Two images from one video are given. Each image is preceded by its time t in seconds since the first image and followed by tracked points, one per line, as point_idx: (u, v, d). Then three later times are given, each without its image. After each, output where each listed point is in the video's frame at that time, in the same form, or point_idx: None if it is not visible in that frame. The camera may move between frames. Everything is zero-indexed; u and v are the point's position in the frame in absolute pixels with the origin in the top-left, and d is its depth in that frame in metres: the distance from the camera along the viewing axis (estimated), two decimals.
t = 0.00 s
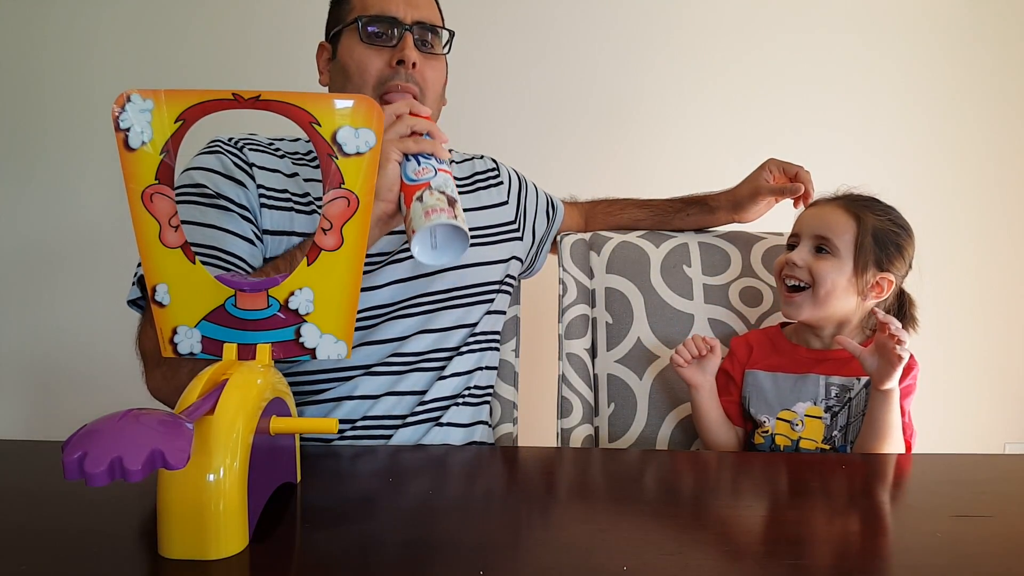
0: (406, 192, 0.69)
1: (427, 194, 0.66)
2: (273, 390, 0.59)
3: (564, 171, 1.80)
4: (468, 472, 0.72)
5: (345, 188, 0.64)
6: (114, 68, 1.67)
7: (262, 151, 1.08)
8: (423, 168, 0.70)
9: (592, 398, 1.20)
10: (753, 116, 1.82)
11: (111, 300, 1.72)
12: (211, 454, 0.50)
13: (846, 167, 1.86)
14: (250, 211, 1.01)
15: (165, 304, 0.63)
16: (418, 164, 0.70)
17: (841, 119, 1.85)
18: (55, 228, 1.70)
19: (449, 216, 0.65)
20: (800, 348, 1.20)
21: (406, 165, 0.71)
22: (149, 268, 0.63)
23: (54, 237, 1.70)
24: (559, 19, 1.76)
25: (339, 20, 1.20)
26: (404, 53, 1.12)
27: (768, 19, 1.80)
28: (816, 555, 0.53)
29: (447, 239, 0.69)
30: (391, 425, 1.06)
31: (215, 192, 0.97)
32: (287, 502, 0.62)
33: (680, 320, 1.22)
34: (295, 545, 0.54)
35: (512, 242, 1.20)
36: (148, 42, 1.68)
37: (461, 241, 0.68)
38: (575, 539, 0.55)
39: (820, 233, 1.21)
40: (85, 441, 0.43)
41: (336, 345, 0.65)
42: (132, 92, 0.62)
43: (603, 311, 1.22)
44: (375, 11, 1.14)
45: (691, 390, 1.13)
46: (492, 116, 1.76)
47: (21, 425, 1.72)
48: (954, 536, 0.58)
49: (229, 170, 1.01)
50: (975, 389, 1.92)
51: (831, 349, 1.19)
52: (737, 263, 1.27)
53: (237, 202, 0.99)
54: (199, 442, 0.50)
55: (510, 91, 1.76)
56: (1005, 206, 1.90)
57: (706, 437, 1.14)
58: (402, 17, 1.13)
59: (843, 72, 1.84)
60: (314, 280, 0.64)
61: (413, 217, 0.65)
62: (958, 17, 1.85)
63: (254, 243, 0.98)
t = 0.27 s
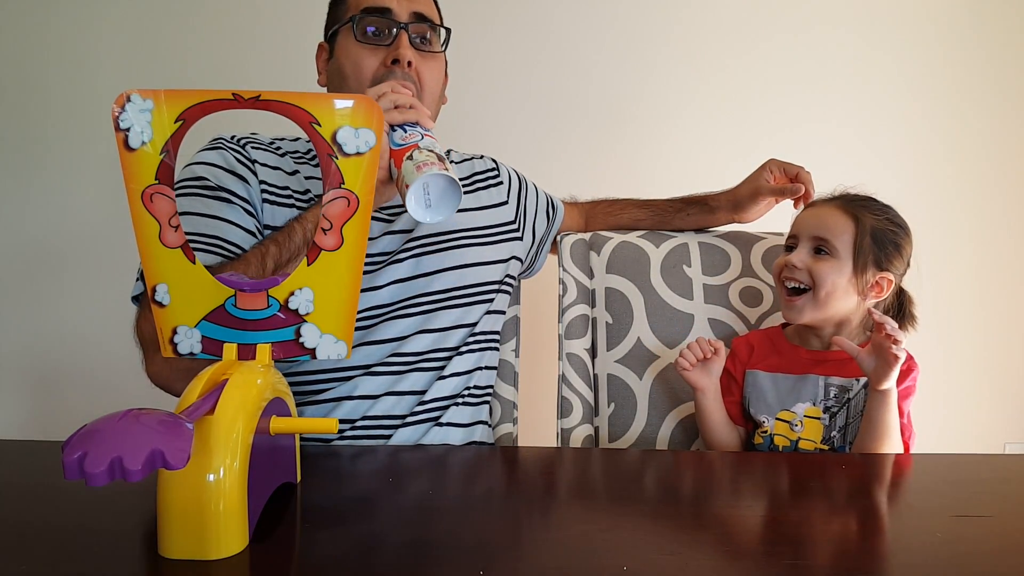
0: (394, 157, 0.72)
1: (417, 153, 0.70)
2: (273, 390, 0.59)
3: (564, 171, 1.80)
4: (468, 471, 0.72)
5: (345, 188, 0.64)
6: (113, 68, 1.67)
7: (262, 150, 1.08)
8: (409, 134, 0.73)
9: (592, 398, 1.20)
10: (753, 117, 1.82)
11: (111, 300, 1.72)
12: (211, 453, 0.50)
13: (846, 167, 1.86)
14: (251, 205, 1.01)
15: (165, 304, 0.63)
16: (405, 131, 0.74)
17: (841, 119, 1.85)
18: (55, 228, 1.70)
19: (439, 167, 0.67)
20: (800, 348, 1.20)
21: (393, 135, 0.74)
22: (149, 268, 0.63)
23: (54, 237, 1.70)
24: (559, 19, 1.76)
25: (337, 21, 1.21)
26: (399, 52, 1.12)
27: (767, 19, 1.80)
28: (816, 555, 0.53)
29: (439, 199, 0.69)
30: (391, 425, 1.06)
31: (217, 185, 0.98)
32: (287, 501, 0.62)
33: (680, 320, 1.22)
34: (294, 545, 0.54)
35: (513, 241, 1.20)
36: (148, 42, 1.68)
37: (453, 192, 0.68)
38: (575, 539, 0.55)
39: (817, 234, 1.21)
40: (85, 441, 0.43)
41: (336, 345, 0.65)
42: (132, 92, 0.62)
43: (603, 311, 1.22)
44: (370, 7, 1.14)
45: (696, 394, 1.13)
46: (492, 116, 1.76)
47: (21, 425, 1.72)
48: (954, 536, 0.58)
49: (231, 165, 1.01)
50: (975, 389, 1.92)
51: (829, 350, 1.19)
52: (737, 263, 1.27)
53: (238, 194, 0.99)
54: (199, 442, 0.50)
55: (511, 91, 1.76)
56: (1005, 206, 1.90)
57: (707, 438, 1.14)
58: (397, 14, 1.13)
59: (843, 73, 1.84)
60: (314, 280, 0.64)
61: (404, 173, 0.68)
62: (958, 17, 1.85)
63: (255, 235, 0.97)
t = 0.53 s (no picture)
0: (394, 156, 0.73)
1: (417, 151, 0.70)
2: (273, 390, 0.59)
3: (564, 171, 1.80)
4: (468, 472, 0.72)
5: (345, 187, 0.64)
6: (113, 67, 1.67)
7: (262, 150, 1.08)
8: (408, 133, 0.74)
9: (592, 398, 1.20)
10: (753, 116, 1.82)
11: (111, 300, 1.72)
12: (211, 454, 0.50)
13: (846, 166, 1.85)
14: (250, 204, 1.01)
15: (165, 304, 0.63)
16: (404, 130, 0.74)
17: (841, 120, 1.85)
18: (55, 228, 1.70)
19: (438, 165, 0.67)
20: (799, 349, 1.20)
21: (391, 134, 0.74)
22: (149, 268, 0.63)
23: (54, 237, 1.70)
24: (559, 19, 1.75)
25: (336, 23, 1.21)
26: (393, 61, 1.12)
27: (767, 19, 1.80)
28: (815, 555, 0.53)
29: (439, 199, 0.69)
30: (391, 425, 1.06)
31: (216, 185, 0.98)
32: (287, 502, 0.62)
33: (679, 320, 1.22)
34: (294, 545, 0.54)
35: (513, 241, 1.20)
36: (147, 42, 1.67)
37: (452, 190, 0.68)
38: (575, 540, 0.55)
39: (818, 232, 1.21)
40: (85, 441, 0.43)
41: (337, 345, 0.65)
42: (132, 92, 0.62)
43: (603, 311, 1.22)
44: (366, 15, 1.15)
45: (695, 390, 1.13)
46: (492, 116, 1.76)
47: (22, 425, 1.72)
48: (954, 536, 0.58)
49: (230, 165, 1.01)
50: (975, 389, 1.92)
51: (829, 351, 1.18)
52: (737, 262, 1.27)
53: (237, 194, 0.99)
54: (199, 442, 0.50)
55: (511, 91, 1.76)
56: (1005, 206, 1.90)
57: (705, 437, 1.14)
58: (393, 22, 1.15)
59: (843, 72, 1.84)
60: (314, 280, 0.64)
61: (402, 170, 0.69)
62: (957, 17, 1.85)
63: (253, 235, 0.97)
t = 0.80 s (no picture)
0: (393, 157, 0.73)
1: (415, 151, 0.71)
2: (273, 390, 0.59)
3: (564, 170, 1.80)
4: (468, 472, 0.72)
5: (345, 187, 0.64)
6: (112, 67, 1.67)
7: (261, 150, 1.08)
8: (407, 135, 0.74)
9: (592, 398, 1.20)
10: (752, 116, 1.82)
11: (111, 300, 1.72)
12: (211, 454, 0.50)
13: (846, 166, 1.85)
14: (248, 205, 1.01)
15: (165, 304, 0.63)
16: (403, 132, 0.74)
17: (840, 119, 1.85)
18: (54, 228, 1.70)
19: (436, 164, 0.68)
20: (803, 353, 1.20)
21: (390, 137, 0.75)
22: (149, 268, 0.63)
23: (54, 236, 1.70)
24: (559, 18, 1.75)
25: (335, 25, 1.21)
26: (392, 69, 1.13)
27: (766, 18, 1.80)
28: (816, 555, 0.53)
29: (437, 201, 0.68)
30: (391, 425, 1.06)
31: (214, 186, 0.98)
32: (287, 502, 0.62)
33: (679, 320, 1.22)
34: (295, 545, 0.54)
35: (513, 241, 1.20)
36: (147, 42, 1.67)
37: (451, 188, 0.68)
38: (575, 540, 0.55)
39: (824, 233, 1.21)
40: (85, 441, 0.43)
41: (336, 345, 0.65)
42: (132, 92, 0.62)
43: (603, 311, 1.22)
44: (365, 21, 1.15)
45: (709, 401, 1.13)
46: (492, 115, 1.76)
47: (21, 425, 1.72)
48: (954, 536, 0.58)
49: (228, 166, 1.01)
50: (975, 389, 1.92)
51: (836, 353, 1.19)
52: (737, 262, 1.27)
53: (235, 195, 0.99)
54: (199, 442, 0.50)
55: (510, 90, 1.76)
56: (1004, 205, 1.90)
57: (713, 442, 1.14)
58: (392, 29, 1.14)
59: (842, 71, 1.84)
60: (314, 280, 0.64)
61: (402, 171, 0.69)
62: (957, 16, 1.85)
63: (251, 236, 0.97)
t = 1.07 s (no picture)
0: (396, 166, 0.72)
1: (418, 163, 0.70)
2: (273, 390, 0.59)
3: (564, 170, 1.80)
4: (468, 472, 0.72)
5: (345, 188, 0.64)
6: (112, 67, 1.67)
7: (262, 150, 1.08)
8: (412, 145, 0.73)
9: (592, 398, 1.20)
10: (753, 116, 1.82)
11: (111, 300, 1.72)
12: (211, 454, 0.50)
13: (846, 166, 1.85)
14: (248, 207, 1.01)
15: (165, 304, 0.63)
16: (408, 141, 0.74)
17: (840, 119, 1.85)
18: (54, 228, 1.70)
19: (440, 177, 0.67)
20: (803, 347, 1.20)
21: (394, 145, 0.74)
22: (149, 268, 0.63)
23: (54, 237, 1.70)
24: (559, 18, 1.75)
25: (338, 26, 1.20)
26: (395, 74, 1.12)
27: (766, 18, 1.80)
28: (814, 555, 0.53)
29: (441, 210, 0.69)
30: (391, 425, 1.06)
31: (214, 188, 0.97)
32: (287, 502, 0.62)
33: (679, 320, 1.22)
34: (295, 544, 0.54)
35: (513, 242, 1.20)
36: (147, 42, 1.67)
37: (454, 201, 0.68)
38: (575, 540, 0.55)
39: (823, 231, 1.21)
40: (85, 441, 0.43)
41: (336, 345, 0.65)
42: (132, 92, 0.62)
43: (603, 311, 1.22)
44: (367, 24, 1.14)
45: (703, 395, 1.13)
46: (492, 115, 1.76)
47: (21, 425, 1.72)
48: (953, 535, 0.58)
49: (228, 167, 1.01)
50: (975, 389, 1.92)
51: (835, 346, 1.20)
52: (737, 262, 1.27)
53: (235, 197, 0.99)
54: (199, 442, 0.50)
55: (511, 90, 1.76)
56: (1004, 205, 1.90)
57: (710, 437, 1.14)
58: (395, 34, 1.14)
59: (842, 71, 1.83)
60: (314, 280, 0.64)
61: (405, 183, 0.68)
62: (957, 16, 1.85)
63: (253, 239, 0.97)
